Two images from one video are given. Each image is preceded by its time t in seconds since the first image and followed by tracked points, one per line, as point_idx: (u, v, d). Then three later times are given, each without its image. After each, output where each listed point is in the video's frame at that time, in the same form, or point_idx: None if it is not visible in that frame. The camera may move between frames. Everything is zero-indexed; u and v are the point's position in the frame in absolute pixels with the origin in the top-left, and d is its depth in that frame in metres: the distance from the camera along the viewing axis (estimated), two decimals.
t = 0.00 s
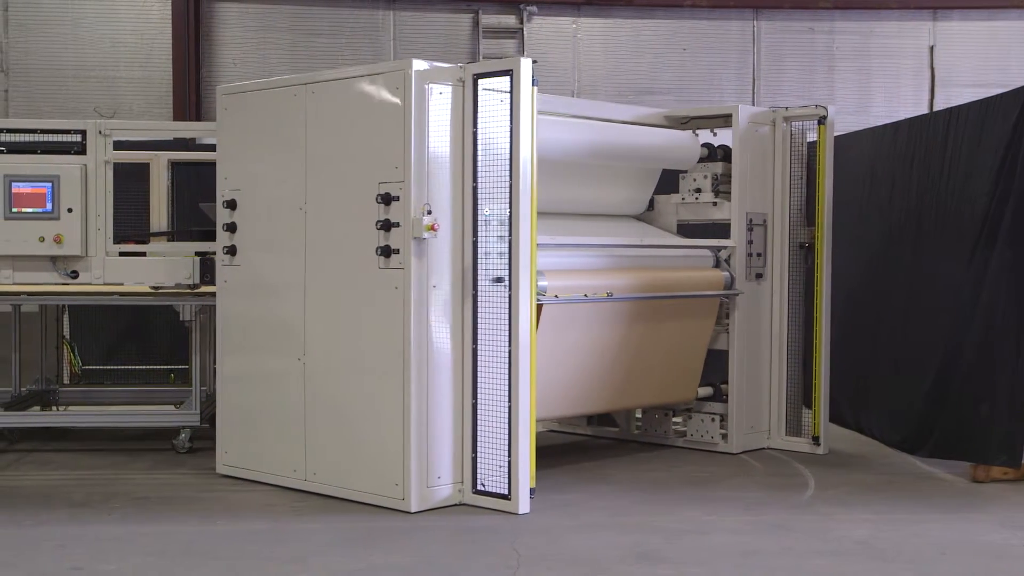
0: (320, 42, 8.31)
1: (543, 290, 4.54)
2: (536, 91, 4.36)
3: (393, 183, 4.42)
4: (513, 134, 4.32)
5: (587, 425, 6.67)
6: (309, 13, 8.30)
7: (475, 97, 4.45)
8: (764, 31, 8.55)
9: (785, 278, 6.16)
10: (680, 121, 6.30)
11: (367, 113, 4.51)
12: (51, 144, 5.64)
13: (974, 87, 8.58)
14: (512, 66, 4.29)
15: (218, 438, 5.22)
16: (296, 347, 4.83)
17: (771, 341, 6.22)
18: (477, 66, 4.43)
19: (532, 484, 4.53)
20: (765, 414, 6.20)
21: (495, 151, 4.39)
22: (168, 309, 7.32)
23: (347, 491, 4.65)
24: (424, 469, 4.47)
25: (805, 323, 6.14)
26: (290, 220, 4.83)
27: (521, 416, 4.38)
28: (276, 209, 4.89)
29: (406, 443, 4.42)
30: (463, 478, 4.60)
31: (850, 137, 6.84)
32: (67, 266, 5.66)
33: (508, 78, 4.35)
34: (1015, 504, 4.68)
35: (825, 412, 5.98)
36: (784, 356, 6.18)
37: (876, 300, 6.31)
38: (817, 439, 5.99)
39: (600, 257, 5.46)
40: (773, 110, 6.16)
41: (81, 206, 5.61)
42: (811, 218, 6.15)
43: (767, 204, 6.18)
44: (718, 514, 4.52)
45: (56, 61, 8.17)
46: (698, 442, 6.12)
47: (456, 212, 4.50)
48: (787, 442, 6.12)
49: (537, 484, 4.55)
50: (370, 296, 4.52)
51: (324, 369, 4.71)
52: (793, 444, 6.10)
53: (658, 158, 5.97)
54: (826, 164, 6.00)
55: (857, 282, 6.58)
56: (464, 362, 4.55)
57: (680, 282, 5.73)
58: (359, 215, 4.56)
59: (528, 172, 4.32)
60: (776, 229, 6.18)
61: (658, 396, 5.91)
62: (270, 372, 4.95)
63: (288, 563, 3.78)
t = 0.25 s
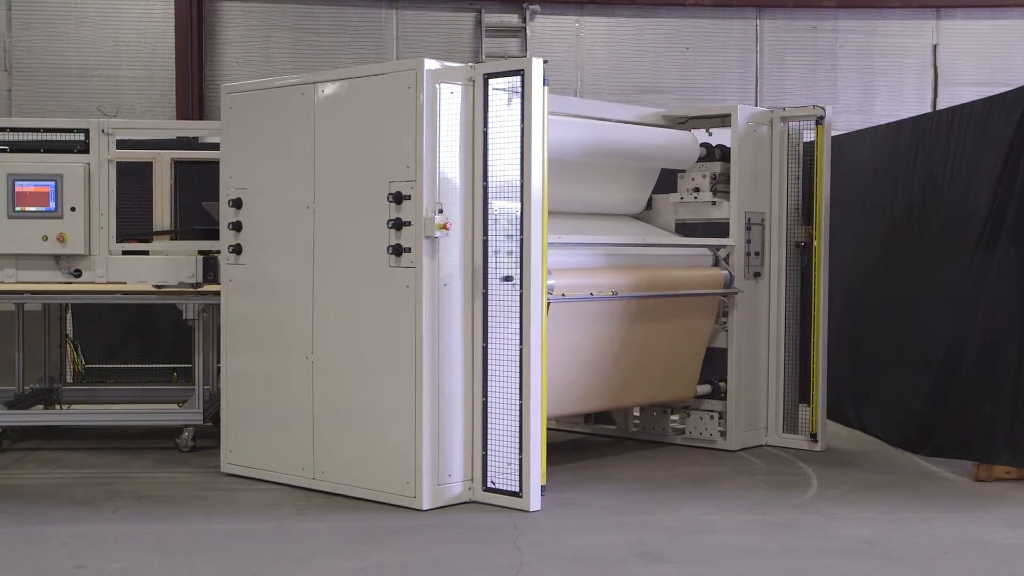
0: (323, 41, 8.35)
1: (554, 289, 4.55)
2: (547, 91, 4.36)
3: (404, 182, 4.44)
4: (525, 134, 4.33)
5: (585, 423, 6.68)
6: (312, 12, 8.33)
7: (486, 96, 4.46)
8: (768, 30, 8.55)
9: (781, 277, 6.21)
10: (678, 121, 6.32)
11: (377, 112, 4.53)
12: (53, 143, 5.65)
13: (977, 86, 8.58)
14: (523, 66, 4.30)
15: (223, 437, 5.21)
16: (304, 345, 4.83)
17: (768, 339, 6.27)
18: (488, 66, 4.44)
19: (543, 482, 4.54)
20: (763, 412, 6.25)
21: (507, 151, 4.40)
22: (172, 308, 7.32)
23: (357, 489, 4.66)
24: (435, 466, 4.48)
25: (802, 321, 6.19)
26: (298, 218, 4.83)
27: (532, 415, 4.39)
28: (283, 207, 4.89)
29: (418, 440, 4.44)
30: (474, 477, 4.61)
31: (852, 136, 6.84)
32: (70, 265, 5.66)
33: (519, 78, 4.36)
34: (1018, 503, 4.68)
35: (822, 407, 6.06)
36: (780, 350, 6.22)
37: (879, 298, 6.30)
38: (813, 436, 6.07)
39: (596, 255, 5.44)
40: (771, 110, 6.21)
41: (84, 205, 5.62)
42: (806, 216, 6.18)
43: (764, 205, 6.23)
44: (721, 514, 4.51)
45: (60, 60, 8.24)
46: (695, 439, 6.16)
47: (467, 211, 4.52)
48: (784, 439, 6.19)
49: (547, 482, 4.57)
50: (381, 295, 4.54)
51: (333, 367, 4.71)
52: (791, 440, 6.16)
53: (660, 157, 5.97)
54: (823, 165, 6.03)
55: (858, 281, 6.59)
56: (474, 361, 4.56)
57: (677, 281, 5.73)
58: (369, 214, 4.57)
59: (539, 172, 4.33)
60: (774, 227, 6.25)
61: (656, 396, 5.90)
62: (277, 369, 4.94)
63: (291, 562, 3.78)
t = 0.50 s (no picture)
0: (327, 39, 8.42)
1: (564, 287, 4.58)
2: (559, 90, 4.39)
3: (416, 180, 4.44)
4: (536, 132, 4.36)
5: (584, 420, 6.69)
6: (317, 10, 8.40)
7: (497, 95, 4.49)
8: (772, 28, 8.55)
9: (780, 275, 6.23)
10: (677, 119, 6.32)
11: (388, 110, 4.53)
12: (58, 141, 5.66)
13: (982, 84, 8.56)
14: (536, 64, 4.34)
15: (229, 434, 5.20)
16: (313, 343, 4.83)
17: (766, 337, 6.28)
18: (498, 65, 4.47)
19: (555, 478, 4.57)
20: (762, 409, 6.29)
21: (518, 149, 4.42)
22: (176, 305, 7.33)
23: (368, 487, 4.67)
24: (447, 463, 4.49)
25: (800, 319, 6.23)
26: (306, 216, 4.83)
27: (544, 411, 4.42)
28: (292, 204, 4.88)
29: (430, 437, 4.44)
30: (484, 474, 4.63)
31: (854, 134, 6.86)
32: (75, 262, 5.68)
33: (530, 76, 4.40)
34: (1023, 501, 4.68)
35: (822, 404, 6.08)
36: (780, 352, 6.24)
37: (883, 296, 6.30)
38: (813, 432, 6.10)
39: (593, 254, 5.44)
40: (770, 110, 6.24)
41: (89, 202, 5.63)
42: (804, 214, 6.22)
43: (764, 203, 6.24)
44: (725, 511, 4.52)
45: (64, 57, 8.34)
46: (695, 435, 6.20)
47: (479, 209, 4.53)
48: (783, 436, 6.23)
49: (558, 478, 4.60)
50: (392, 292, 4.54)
51: (343, 365, 4.71)
52: (790, 437, 6.21)
53: (661, 155, 5.98)
54: (823, 163, 6.04)
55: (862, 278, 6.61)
56: (486, 360, 4.57)
57: (666, 280, 5.67)
58: (379, 212, 4.57)
59: (551, 170, 4.36)
60: (772, 225, 6.26)
61: (654, 394, 5.89)
62: (285, 367, 4.94)
63: (296, 559, 3.79)
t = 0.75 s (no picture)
0: (333, 36, 8.49)
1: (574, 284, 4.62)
2: (570, 87, 4.43)
3: (427, 176, 4.45)
4: (548, 129, 4.41)
5: (585, 417, 6.71)
6: (323, 6, 8.48)
7: (508, 92, 4.53)
8: (778, 24, 8.65)
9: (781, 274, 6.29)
10: (679, 117, 6.30)
11: (398, 106, 4.54)
12: (63, 137, 5.65)
13: (987, 80, 8.65)
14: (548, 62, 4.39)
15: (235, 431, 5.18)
16: (322, 339, 4.83)
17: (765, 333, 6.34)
18: (509, 62, 4.51)
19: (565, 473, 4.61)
20: (763, 404, 6.33)
21: (529, 146, 4.46)
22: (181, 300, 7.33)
23: (379, 483, 4.68)
24: (459, 458, 4.52)
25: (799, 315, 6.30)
26: (315, 212, 4.83)
27: (555, 406, 4.47)
28: (300, 200, 4.88)
29: (443, 433, 4.47)
30: (495, 469, 4.66)
31: (858, 133, 6.88)
32: (81, 259, 5.68)
33: (541, 74, 4.44)
34: None
35: (823, 400, 6.14)
36: (779, 349, 6.30)
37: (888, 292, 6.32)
38: (814, 427, 6.16)
39: (592, 250, 5.42)
40: (771, 107, 6.27)
41: (94, 199, 5.61)
42: (804, 212, 6.28)
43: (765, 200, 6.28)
44: (730, 508, 4.52)
45: (71, 54, 8.38)
46: (698, 430, 6.23)
47: (490, 205, 4.56)
48: (784, 431, 6.29)
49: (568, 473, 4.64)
50: (403, 288, 4.55)
51: (353, 361, 4.72)
52: (792, 431, 6.26)
53: (665, 151, 5.98)
54: (824, 165, 6.08)
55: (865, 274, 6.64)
56: (496, 356, 4.61)
57: (664, 278, 5.62)
58: (390, 208, 4.57)
59: (562, 167, 4.40)
60: (773, 222, 6.30)
61: (655, 390, 5.89)
62: (292, 363, 4.93)
63: (301, 555, 3.80)
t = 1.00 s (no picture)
0: (338, 35, 8.50)
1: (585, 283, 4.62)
2: (580, 86, 4.43)
3: (438, 176, 4.46)
4: (557, 128, 4.41)
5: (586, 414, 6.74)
6: (327, 5, 8.48)
7: (517, 92, 4.53)
8: (783, 22, 8.65)
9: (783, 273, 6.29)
10: (680, 116, 6.29)
11: (408, 105, 4.54)
12: (69, 136, 5.65)
13: (993, 78, 8.66)
14: (558, 62, 4.40)
15: (243, 430, 5.19)
16: (330, 339, 4.83)
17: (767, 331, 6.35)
18: (518, 61, 4.52)
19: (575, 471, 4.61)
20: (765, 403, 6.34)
21: (539, 145, 4.46)
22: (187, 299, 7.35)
23: (388, 482, 4.68)
24: (470, 457, 4.52)
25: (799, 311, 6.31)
26: (323, 211, 4.83)
27: (566, 405, 4.46)
28: (309, 199, 4.88)
29: (454, 432, 4.47)
30: (504, 467, 4.67)
31: (863, 132, 6.88)
32: (87, 258, 5.67)
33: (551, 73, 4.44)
34: None
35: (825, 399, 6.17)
36: (781, 348, 6.30)
37: (893, 291, 6.31)
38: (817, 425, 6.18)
39: (596, 248, 5.41)
40: (772, 105, 6.28)
41: (100, 198, 5.62)
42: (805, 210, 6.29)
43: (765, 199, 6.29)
44: (736, 507, 4.52)
45: (77, 54, 8.39)
46: (700, 428, 6.23)
47: (500, 204, 4.57)
48: (785, 429, 6.30)
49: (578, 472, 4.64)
50: (413, 287, 4.56)
51: (362, 360, 4.72)
52: (793, 430, 6.27)
53: (668, 150, 5.99)
54: (825, 166, 6.14)
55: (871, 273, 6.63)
56: (506, 355, 4.61)
57: (671, 275, 5.65)
58: (400, 208, 4.58)
59: (573, 166, 4.40)
60: (774, 221, 6.31)
61: (654, 384, 5.88)
62: (301, 362, 4.94)
63: (306, 554, 3.80)
